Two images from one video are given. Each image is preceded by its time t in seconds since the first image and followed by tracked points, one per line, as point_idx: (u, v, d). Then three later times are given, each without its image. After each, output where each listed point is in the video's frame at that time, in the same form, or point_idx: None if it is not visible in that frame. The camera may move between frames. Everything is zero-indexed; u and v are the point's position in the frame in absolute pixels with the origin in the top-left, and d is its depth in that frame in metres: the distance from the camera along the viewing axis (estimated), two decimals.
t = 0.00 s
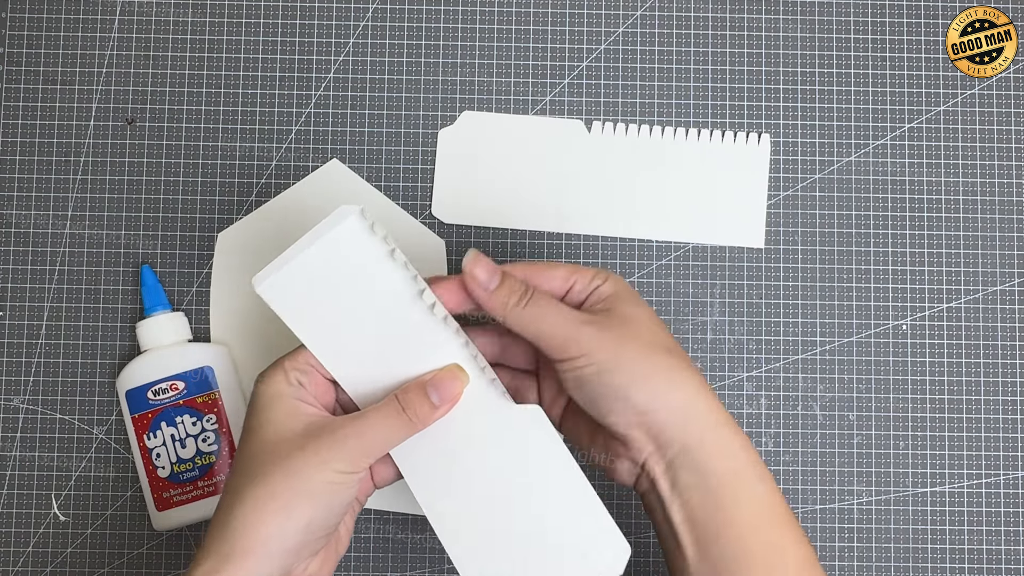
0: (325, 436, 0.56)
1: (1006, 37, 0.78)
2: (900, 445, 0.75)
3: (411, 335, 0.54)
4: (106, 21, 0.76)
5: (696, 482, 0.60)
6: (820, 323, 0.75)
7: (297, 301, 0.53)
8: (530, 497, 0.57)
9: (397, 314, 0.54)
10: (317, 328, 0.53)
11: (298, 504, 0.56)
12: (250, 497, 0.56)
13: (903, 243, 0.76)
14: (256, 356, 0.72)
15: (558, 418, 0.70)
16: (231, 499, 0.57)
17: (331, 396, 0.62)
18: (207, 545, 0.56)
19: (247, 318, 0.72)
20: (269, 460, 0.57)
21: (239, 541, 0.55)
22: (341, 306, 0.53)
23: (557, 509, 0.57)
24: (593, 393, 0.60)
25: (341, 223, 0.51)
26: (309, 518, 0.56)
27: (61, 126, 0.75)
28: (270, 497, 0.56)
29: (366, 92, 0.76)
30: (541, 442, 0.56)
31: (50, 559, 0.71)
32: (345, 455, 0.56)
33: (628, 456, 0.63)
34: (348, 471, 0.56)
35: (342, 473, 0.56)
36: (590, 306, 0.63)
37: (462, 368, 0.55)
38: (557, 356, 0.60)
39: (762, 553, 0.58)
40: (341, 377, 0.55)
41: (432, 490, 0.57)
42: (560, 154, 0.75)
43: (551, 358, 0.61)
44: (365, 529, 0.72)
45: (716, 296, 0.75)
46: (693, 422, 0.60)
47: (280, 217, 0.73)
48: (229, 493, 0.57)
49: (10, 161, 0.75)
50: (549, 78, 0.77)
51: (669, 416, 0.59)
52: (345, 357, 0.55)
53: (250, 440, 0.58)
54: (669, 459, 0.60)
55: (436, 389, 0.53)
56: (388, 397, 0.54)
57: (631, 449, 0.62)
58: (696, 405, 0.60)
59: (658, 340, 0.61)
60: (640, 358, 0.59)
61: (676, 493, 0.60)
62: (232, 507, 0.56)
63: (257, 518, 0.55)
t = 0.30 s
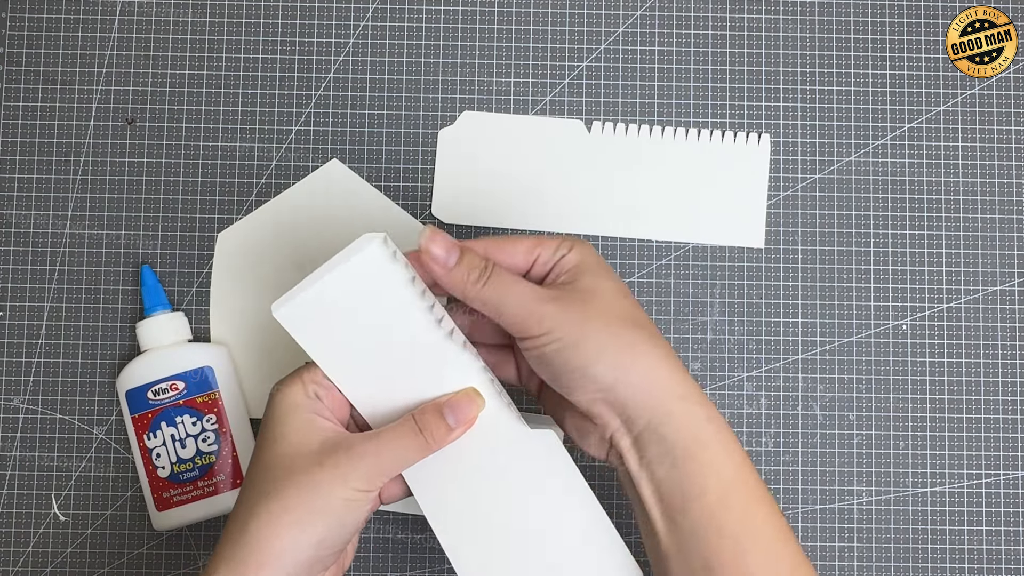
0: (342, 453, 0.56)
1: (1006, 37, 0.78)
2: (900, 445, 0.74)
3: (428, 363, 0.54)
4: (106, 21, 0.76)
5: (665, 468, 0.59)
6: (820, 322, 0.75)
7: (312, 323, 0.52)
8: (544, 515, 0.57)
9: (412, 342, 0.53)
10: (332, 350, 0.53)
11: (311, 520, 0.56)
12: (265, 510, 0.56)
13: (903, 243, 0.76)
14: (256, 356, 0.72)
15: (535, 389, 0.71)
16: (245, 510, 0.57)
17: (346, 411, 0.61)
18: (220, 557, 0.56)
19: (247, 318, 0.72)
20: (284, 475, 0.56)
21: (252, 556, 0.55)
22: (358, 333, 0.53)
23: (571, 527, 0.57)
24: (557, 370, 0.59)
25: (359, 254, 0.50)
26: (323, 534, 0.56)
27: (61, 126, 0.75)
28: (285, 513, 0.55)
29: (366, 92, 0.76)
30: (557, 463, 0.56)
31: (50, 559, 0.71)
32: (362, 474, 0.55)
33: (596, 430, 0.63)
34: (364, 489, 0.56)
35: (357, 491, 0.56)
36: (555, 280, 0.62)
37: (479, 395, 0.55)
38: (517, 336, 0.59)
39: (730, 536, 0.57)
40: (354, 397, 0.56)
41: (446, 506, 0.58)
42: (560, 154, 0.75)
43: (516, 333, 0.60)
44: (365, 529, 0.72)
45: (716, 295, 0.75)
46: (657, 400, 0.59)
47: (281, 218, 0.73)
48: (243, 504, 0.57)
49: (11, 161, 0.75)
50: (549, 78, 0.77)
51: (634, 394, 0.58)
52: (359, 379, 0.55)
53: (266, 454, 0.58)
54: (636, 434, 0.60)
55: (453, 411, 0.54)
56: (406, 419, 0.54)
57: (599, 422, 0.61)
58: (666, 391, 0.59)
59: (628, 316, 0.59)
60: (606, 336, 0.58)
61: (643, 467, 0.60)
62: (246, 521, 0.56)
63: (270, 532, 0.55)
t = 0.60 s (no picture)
0: (279, 421, 0.57)
1: (1006, 36, 0.78)
2: (900, 445, 0.74)
3: (347, 318, 0.54)
4: (106, 21, 0.76)
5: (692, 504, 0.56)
6: (820, 323, 0.75)
7: (225, 299, 0.53)
8: (484, 458, 0.57)
9: (330, 298, 0.54)
10: (253, 321, 0.54)
11: (262, 491, 0.57)
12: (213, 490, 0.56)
13: (903, 243, 0.76)
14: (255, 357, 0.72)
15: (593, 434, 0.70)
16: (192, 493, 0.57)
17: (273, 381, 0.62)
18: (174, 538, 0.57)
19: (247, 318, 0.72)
20: (224, 450, 0.57)
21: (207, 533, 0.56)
22: (277, 298, 0.53)
23: (510, 467, 0.58)
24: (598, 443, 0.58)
25: (263, 217, 0.51)
26: (275, 501, 0.57)
27: (61, 126, 0.75)
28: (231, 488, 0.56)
29: (366, 92, 0.76)
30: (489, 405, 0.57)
31: (50, 559, 0.71)
32: (301, 437, 0.56)
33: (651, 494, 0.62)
34: (306, 452, 0.57)
35: (301, 454, 0.57)
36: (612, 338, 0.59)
37: (403, 342, 0.55)
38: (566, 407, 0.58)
39: None
40: (283, 367, 0.56)
41: (393, 463, 0.58)
42: (560, 154, 0.75)
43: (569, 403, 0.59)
44: (365, 529, 0.72)
45: (716, 296, 0.75)
46: (697, 476, 0.56)
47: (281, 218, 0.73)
48: (188, 488, 0.58)
49: (11, 161, 0.75)
50: (549, 79, 0.77)
51: (672, 476, 0.56)
52: (285, 346, 0.55)
53: (202, 431, 0.58)
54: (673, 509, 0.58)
55: (381, 362, 0.54)
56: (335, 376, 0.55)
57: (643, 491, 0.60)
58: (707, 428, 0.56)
59: (680, 352, 0.58)
60: (644, 410, 0.55)
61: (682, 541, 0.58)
62: (195, 500, 0.57)
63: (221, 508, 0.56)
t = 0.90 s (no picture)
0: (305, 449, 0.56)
1: (1006, 36, 0.78)
2: (901, 445, 0.74)
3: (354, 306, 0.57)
4: (106, 21, 0.76)
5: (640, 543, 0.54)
6: (820, 323, 0.75)
7: (236, 281, 0.55)
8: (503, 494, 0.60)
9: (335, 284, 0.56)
10: (256, 302, 0.56)
11: (279, 517, 0.56)
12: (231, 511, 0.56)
13: (903, 243, 0.76)
14: (256, 356, 0.72)
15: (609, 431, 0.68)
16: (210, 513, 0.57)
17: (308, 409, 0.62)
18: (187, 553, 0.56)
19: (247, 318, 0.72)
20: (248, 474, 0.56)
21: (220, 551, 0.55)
22: (285, 281, 0.56)
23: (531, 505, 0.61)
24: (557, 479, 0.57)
25: (276, 200, 0.54)
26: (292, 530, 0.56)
27: (61, 126, 0.75)
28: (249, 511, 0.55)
29: (366, 92, 0.76)
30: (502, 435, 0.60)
31: (50, 559, 0.71)
32: (325, 469, 0.56)
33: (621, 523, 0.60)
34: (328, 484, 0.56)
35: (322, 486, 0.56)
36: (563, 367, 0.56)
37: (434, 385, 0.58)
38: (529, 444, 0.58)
39: None
40: (286, 357, 0.57)
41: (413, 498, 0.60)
42: (559, 154, 0.75)
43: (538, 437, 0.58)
44: (365, 529, 0.72)
45: (716, 296, 0.75)
46: (646, 513, 0.54)
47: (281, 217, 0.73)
48: (208, 507, 0.57)
49: (11, 161, 0.75)
50: (549, 79, 0.77)
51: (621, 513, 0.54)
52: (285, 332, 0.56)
53: (230, 452, 0.58)
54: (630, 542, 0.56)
55: (413, 402, 0.57)
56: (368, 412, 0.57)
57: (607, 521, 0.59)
58: (653, 464, 0.54)
59: (627, 385, 0.55)
60: (587, 450, 0.54)
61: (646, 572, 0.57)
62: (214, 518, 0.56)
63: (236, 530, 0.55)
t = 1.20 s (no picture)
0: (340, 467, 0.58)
1: (1006, 37, 0.78)
2: (900, 445, 0.74)
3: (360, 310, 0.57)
4: (106, 21, 0.76)
5: None
6: (820, 322, 0.75)
7: (240, 288, 0.55)
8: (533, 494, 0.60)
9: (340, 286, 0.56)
10: (260, 309, 0.56)
11: (326, 533, 0.59)
12: (278, 533, 0.58)
13: (903, 243, 0.76)
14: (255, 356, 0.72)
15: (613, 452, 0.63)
16: (255, 537, 0.60)
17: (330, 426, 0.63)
18: None
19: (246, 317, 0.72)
20: (288, 496, 0.59)
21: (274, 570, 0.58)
22: (289, 286, 0.56)
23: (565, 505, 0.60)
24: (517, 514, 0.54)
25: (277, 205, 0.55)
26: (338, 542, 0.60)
27: (61, 126, 0.75)
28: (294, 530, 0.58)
29: (366, 92, 0.76)
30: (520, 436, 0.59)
31: (50, 559, 0.71)
32: (363, 483, 0.58)
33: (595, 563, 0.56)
34: (368, 496, 0.59)
35: (363, 498, 0.59)
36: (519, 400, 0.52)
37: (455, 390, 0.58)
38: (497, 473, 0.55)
39: None
40: (294, 364, 0.56)
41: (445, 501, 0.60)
42: (560, 154, 0.75)
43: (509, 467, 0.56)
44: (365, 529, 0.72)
45: (716, 295, 0.75)
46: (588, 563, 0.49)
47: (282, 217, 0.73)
48: (250, 532, 0.60)
49: (10, 161, 0.75)
50: (549, 78, 0.77)
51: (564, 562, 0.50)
52: (289, 335, 0.56)
53: (264, 479, 0.61)
54: None
55: (438, 409, 0.57)
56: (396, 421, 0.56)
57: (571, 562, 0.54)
58: (599, 514, 0.49)
59: (572, 425, 0.49)
60: (533, 491, 0.50)
61: None
62: (259, 540, 0.59)
63: (286, 551, 0.58)
